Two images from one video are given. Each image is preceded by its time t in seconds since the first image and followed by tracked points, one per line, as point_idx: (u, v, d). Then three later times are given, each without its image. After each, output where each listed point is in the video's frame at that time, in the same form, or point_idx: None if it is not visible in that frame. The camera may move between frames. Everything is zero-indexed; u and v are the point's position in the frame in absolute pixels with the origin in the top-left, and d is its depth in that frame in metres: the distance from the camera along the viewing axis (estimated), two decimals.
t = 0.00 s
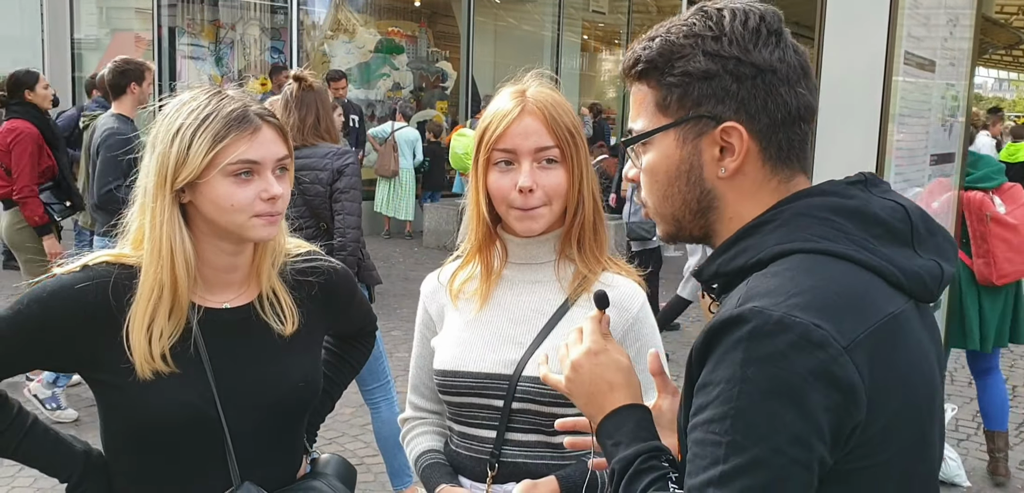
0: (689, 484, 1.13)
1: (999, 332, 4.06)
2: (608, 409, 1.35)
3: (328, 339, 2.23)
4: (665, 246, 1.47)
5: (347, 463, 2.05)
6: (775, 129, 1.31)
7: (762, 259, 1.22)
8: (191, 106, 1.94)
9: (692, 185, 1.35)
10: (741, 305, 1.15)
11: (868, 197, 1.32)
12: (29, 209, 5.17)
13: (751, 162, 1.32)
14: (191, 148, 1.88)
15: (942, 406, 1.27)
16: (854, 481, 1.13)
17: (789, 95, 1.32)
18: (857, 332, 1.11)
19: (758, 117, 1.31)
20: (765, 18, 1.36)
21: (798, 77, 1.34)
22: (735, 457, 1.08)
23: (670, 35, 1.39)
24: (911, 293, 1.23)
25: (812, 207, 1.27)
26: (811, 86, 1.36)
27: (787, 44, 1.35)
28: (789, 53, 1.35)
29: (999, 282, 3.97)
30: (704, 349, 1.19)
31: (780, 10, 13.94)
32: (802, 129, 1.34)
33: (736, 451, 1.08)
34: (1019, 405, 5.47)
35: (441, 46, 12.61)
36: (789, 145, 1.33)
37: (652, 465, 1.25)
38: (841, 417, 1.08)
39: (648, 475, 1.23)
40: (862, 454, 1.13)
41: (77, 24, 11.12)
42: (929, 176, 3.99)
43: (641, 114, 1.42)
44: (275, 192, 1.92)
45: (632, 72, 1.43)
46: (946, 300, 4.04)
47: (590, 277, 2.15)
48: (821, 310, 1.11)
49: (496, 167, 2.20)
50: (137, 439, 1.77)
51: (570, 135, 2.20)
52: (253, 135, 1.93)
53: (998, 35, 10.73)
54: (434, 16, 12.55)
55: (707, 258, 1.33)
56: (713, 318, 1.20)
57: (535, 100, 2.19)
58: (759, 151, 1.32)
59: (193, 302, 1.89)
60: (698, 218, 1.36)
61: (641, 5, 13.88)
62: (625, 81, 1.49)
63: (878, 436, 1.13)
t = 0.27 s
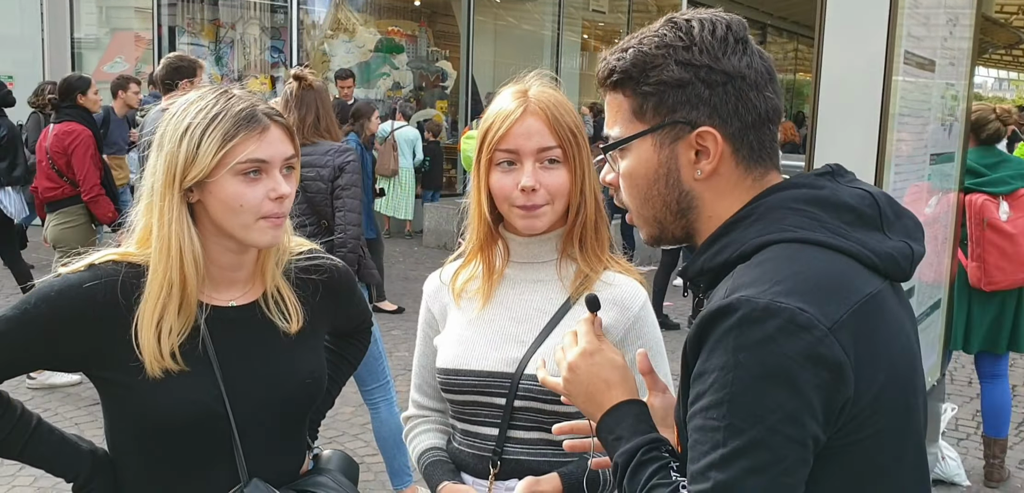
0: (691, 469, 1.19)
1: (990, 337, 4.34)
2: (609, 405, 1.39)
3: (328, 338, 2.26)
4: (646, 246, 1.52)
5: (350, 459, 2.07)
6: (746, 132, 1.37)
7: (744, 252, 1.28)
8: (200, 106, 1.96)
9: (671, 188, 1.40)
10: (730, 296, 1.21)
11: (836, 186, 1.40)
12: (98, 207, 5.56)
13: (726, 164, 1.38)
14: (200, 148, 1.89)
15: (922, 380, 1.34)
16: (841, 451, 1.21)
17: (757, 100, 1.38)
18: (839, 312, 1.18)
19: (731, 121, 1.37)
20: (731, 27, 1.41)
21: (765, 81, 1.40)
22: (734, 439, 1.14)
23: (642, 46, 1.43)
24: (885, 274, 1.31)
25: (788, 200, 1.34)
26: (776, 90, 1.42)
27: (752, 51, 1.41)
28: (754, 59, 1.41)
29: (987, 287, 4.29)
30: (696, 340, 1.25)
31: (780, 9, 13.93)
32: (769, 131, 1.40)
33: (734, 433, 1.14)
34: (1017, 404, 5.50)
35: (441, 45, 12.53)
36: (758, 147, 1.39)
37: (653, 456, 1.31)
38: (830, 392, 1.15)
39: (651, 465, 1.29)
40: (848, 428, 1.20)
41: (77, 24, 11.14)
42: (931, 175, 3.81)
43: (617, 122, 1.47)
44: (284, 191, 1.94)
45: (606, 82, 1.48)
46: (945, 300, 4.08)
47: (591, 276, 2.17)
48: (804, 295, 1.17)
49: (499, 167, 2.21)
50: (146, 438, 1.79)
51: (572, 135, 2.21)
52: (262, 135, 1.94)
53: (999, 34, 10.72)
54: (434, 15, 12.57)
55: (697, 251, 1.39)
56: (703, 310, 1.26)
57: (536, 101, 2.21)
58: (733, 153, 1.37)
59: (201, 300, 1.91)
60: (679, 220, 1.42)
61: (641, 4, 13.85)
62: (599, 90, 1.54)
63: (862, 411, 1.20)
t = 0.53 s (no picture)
0: (699, 461, 1.21)
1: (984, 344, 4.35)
2: (612, 400, 1.41)
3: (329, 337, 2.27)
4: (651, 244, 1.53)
5: (353, 454, 2.09)
6: (753, 130, 1.40)
7: (750, 249, 1.30)
8: (207, 105, 1.97)
9: (680, 184, 1.42)
10: (738, 290, 1.23)
11: (835, 184, 1.41)
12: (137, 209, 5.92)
13: (734, 161, 1.40)
14: (208, 147, 1.91)
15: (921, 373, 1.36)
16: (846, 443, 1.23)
17: (765, 98, 1.41)
18: (845, 306, 1.20)
19: (738, 119, 1.39)
20: (738, 28, 1.44)
21: (771, 81, 1.43)
22: (743, 430, 1.16)
23: (652, 45, 1.44)
24: (885, 271, 1.32)
25: (792, 198, 1.35)
26: (780, 90, 1.45)
27: (759, 51, 1.43)
28: (761, 60, 1.43)
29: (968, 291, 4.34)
30: (704, 335, 1.26)
31: (779, 8, 13.94)
32: (775, 129, 1.43)
33: (743, 424, 1.16)
34: (1016, 403, 5.51)
35: (441, 44, 12.45)
36: (765, 145, 1.41)
37: (658, 448, 1.33)
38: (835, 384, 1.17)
39: (656, 458, 1.32)
40: (854, 420, 1.22)
41: (77, 23, 10.96)
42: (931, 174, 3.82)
43: (626, 120, 1.48)
44: (290, 190, 1.96)
45: (615, 80, 1.49)
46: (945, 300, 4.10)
47: (592, 275, 2.18)
48: (811, 290, 1.19)
49: (500, 167, 2.23)
50: (151, 435, 1.81)
51: (573, 135, 2.22)
52: (270, 135, 1.96)
53: (998, 33, 10.73)
54: (434, 14, 12.51)
55: (698, 249, 1.40)
56: (710, 304, 1.28)
57: (537, 100, 2.22)
58: (740, 151, 1.39)
59: (208, 300, 1.92)
60: (685, 215, 1.43)
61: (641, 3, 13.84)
62: (607, 88, 1.54)
63: (865, 405, 1.22)
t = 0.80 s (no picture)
0: (707, 455, 1.23)
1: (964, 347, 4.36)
2: (615, 395, 1.42)
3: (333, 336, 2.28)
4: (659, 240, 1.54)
5: (355, 453, 2.10)
6: (767, 128, 1.41)
7: (759, 245, 1.31)
8: (211, 104, 1.98)
9: (693, 179, 1.43)
10: (751, 284, 1.24)
11: (842, 184, 1.43)
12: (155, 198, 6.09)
13: (747, 159, 1.41)
14: (212, 147, 1.91)
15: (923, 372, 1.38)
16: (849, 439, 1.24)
17: (779, 97, 1.42)
18: (854, 303, 1.21)
19: (754, 117, 1.40)
20: (755, 27, 1.45)
21: (786, 81, 1.44)
22: (752, 424, 1.17)
23: (669, 41, 1.45)
24: (889, 269, 1.34)
25: (800, 196, 1.37)
26: (795, 90, 1.46)
27: (776, 51, 1.44)
28: (776, 59, 1.44)
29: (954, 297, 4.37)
30: (714, 329, 1.27)
31: (779, 8, 13.93)
32: (788, 128, 1.44)
33: (752, 418, 1.17)
34: (1015, 403, 5.52)
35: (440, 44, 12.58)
36: (778, 143, 1.43)
37: (662, 443, 1.35)
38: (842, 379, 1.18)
39: (660, 452, 1.34)
40: (859, 416, 1.23)
41: (77, 22, 11.14)
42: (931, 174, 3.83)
43: (639, 114, 1.49)
44: (294, 189, 1.98)
45: (631, 75, 1.49)
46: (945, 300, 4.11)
47: (593, 274, 2.19)
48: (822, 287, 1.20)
49: (501, 167, 2.24)
50: (155, 433, 1.81)
51: (574, 134, 2.23)
52: (273, 134, 1.97)
53: (998, 33, 10.73)
54: (434, 14, 12.63)
55: (703, 244, 1.42)
56: (719, 301, 1.29)
57: (538, 100, 2.22)
58: (753, 149, 1.41)
59: (211, 299, 1.93)
60: (697, 211, 1.44)
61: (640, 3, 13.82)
62: (620, 82, 1.55)
63: (871, 400, 1.23)
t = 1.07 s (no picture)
0: (717, 452, 1.23)
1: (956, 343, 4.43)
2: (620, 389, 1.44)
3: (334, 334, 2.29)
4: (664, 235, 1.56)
5: (357, 452, 2.11)
6: (784, 127, 1.43)
7: (769, 243, 1.33)
8: (213, 104, 1.99)
9: (709, 175, 1.44)
10: (762, 284, 1.25)
11: (848, 183, 1.44)
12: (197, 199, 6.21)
13: (763, 157, 1.43)
14: (214, 146, 1.92)
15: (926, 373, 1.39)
16: (853, 437, 1.25)
17: (797, 96, 1.44)
18: (863, 301, 1.22)
19: (771, 114, 1.42)
20: (776, 25, 1.46)
21: (803, 80, 1.46)
22: (765, 421, 1.18)
23: (690, 35, 1.45)
24: (896, 269, 1.35)
25: (808, 195, 1.38)
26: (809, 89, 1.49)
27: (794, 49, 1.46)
28: (795, 59, 1.46)
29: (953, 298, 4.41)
30: (724, 329, 1.28)
31: (779, 9, 13.92)
32: (803, 127, 1.46)
33: (765, 415, 1.18)
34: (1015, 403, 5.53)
35: (440, 44, 12.58)
36: (792, 142, 1.45)
37: (672, 436, 1.37)
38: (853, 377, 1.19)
39: (670, 446, 1.36)
40: (867, 414, 1.24)
41: (76, 22, 11.12)
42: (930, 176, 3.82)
43: (653, 109, 1.49)
44: (296, 187, 1.98)
45: (648, 67, 1.48)
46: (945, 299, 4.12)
47: (593, 274, 2.20)
48: (833, 284, 1.22)
49: (501, 168, 2.24)
50: (159, 431, 1.82)
51: (573, 134, 2.24)
52: (275, 134, 1.98)
53: (998, 35, 10.73)
54: (434, 14, 12.63)
55: (711, 242, 1.45)
56: (731, 298, 1.30)
57: (537, 101, 2.23)
58: (770, 146, 1.43)
59: (214, 298, 1.94)
60: (708, 206, 1.45)
61: (640, 3, 13.82)
62: (634, 75, 1.54)
63: (881, 398, 1.25)
